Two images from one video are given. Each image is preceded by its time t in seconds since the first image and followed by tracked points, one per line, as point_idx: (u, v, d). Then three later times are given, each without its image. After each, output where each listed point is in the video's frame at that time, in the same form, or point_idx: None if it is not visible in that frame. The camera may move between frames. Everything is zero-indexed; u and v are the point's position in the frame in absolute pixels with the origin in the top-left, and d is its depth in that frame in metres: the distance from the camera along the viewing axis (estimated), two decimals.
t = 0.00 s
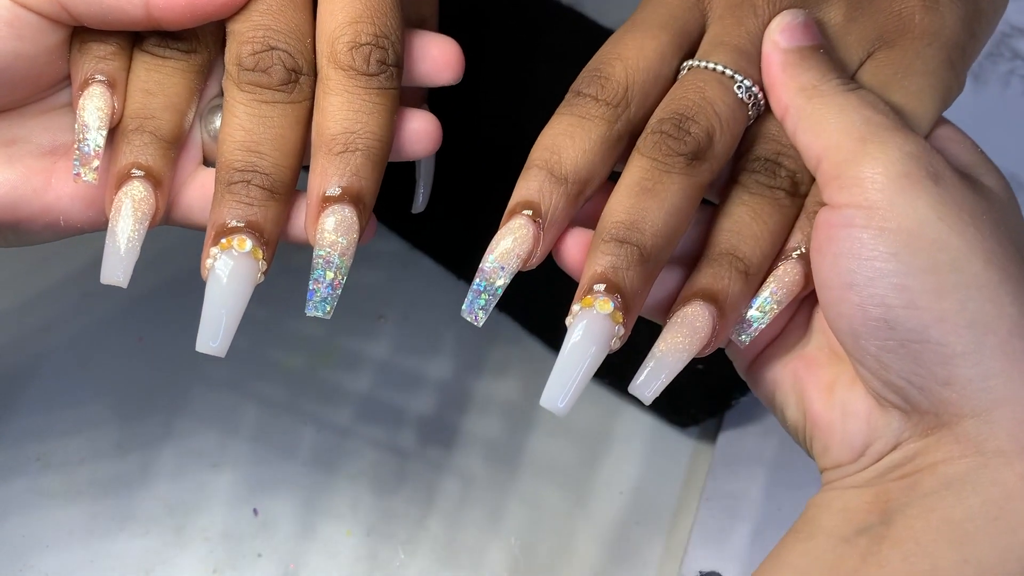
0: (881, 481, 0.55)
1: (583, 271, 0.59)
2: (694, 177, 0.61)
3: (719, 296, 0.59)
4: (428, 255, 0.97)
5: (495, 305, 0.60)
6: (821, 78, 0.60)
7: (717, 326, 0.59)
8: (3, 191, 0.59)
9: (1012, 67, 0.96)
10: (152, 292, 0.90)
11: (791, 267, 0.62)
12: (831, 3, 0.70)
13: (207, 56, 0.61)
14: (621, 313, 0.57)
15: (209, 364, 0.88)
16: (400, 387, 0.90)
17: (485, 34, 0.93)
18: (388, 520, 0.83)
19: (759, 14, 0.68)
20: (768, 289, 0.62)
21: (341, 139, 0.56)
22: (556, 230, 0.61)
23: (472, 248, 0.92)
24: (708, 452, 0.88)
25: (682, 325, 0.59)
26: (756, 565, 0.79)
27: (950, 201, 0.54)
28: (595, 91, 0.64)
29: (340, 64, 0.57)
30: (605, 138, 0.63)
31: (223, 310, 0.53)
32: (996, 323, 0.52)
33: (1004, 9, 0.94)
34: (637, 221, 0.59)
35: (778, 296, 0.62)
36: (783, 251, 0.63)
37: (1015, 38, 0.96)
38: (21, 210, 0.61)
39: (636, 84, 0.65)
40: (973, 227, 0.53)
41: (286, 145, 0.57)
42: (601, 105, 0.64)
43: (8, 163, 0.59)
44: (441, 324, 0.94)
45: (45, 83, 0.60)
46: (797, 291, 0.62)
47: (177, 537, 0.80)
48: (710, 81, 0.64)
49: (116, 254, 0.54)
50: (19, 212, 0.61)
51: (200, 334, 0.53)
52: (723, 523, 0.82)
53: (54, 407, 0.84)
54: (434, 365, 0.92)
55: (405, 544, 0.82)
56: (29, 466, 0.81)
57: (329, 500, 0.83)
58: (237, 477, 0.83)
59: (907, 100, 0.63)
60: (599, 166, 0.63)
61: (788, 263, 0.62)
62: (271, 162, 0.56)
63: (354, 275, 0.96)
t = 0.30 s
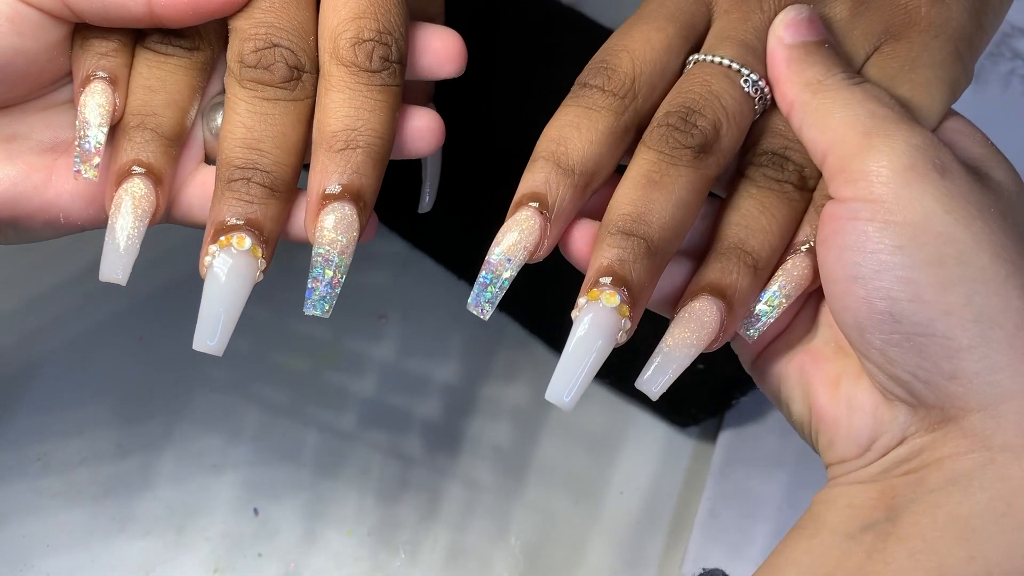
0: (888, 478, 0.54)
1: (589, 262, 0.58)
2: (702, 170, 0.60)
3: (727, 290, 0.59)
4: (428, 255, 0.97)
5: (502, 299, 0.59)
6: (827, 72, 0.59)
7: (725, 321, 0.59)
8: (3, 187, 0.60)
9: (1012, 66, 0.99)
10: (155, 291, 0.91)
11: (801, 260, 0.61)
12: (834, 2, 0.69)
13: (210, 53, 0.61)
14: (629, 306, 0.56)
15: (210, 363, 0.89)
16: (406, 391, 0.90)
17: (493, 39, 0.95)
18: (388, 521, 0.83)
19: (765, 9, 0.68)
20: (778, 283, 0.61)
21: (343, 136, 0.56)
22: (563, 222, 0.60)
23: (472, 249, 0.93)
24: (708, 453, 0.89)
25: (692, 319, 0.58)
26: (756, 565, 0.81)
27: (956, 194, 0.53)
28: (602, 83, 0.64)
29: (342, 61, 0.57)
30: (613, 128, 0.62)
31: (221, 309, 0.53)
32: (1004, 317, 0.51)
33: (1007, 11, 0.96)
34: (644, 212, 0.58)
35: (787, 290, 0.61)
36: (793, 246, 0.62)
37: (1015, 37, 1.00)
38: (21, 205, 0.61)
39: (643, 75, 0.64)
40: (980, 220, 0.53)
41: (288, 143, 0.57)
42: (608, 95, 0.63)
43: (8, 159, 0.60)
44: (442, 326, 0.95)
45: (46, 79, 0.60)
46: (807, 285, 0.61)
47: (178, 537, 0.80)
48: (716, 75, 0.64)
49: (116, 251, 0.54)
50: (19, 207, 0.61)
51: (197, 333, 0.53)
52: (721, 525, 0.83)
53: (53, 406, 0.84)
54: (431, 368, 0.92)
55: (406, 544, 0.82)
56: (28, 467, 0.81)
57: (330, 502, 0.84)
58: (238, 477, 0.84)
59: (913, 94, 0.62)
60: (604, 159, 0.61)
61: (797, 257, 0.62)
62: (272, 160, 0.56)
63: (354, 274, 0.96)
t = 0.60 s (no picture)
0: (889, 474, 0.54)
1: (592, 257, 0.58)
2: (706, 165, 0.60)
3: (731, 286, 0.59)
4: (428, 255, 0.98)
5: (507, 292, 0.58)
6: (829, 69, 0.59)
7: (729, 317, 0.58)
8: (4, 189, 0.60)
9: (1011, 67, 0.99)
10: (155, 291, 0.91)
11: (805, 256, 0.61)
12: None
13: (211, 56, 0.61)
14: (631, 301, 0.55)
15: (209, 364, 0.89)
16: (407, 391, 0.91)
17: (496, 37, 0.95)
18: (388, 522, 0.84)
19: (769, 5, 0.67)
20: (782, 278, 0.61)
21: (342, 140, 0.56)
22: (569, 215, 0.59)
23: (473, 250, 0.94)
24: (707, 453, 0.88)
25: (696, 315, 0.58)
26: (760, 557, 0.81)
27: (959, 189, 0.53)
28: (608, 74, 0.63)
29: (343, 64, 0.57)
30: (619, 118, 0.62)
31: (219, 311, 0.53)
32: (1008, 313, 0.51)
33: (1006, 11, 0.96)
34: (647, 207, 0.58)
35: (792, 285, 0.61)
36: (797, 241, 0.62)
37: (1014, 37, 0.99)
38: (21, 207, 0.61)
39: (649, 68, 0.64)
40: (983, 216, 0.52)
41: (288, 146, 0.58)
42: (613, 87, 0.62)
43: (9, 161, 0.60)
44: (441, 327, 0.95)
45: (47, 81, 0.60)
46: (811, 280, 0.61)
47: (178, 537, 0.81)
48: (721, 70, 0.63)
49: (115, 254, 0.54)
50: (19, 209, 0.61)
51: (194, 336, 0.54)
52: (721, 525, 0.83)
53: (54, 406, 0.85)
54: (431, 368, 0.92)
55: (406, 544, 0.83)
56: (28, 467, 0.82)
57: (330, 502, 0.84)
58: (237, 477, 0.84)
59: (917, 90, 0.62)
60: (611, 150, 0.61)
61: (802, 253, 0.61)
62: (272, 164, 0.57)
63: (355, 273, 0.97)
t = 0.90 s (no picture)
0: (894, 475, 0.54)
1: (598, 257, 0.58)
2: (712, 165, 0.60)
3: (737, 287, 0.59)
4: (428, 254, 0.98)
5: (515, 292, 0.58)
6: (833, 70, 0.59)
7: (735, 317, 0.58)
8: (6, 190, 0.60)
9: (1012, 66, 0.99)
10: (156, 292, 0.91)
11: (810, 257, 0.61)
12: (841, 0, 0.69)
13: (216, 58, 0.62)
14: (637, 302, 0.55)
15: (210, 365, 0.89)
16: (408, 392, 0.91)
17: (497, 40, 0.95)
18: (388, 523, 0.84)
19: (774, 8, 0.67)
20: (788, 278, 0.61)
21: (344, 142, 0.56)
22: (575, 215, 0.59)
23: (487, 253, 0.93)
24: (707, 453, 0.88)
25: (702, 315, 0.58)
26: (763, 555, 0.82)
27: (963, 189, 0.53)
28: (615, 74, 0.63)
29: (346, 66, 0.57)
30: (626, 116, 0.61)
31: (222, 314, 0.53)
32: (1012, 312, 0.51)
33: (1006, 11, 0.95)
34: (653, 206, 0.58)
35: (798, 285, 0.61)
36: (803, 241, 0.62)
37: (1015, 37, 0.99)
38: (23, 209, 0.61)
39: (656, 68, 0.64)
40: (987, 215, 0.52)
41: (292, 148, 0.58)
42: (620, 86, 0.62)
43: (12, 163, 0.60)
44: (443, 327, 0.95)
45: (50, 83, 0.60)
46: (817, 280, 0.61)
47: (178, 538, 0.81)
48: (727, 72, 0.63)
49: (118, 256, 0.54)
50: (21, 211, 0.61)
51: (198, 338, 0.54)
52: (721, 526, 0.84)
53: (54, 407, 0.85)
54: (432, 369, 0.92)
55: (406, 545, 0.83)
56: (28, 467, 0.82)
57: (332, 503, 0.84)
58: (238, 478, 0.84)
59: (921, 91, 0.62)
60: (618, 150, 0.61)
61: (807, 254, 0.61)
62: (276, 167, 0.57)
63: (357, 274, 0.97)
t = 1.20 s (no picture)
0: (897, 475, 0.54)
1: (604, 257, 0.58)
2: (717, 166, 0.60)
3: (742, 287, 0.59)
4: (428, 255, 0.97)
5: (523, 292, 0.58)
6: (837, 71, 0.59)
7: (740, 318, 0.58)
8: (10, 190, 0.60)
9: (1013, 66, 0.99)
10: (157, 292, 0.91)
11: (815, 258, 0.61)
12: (845, 2, 0.69)
13: (220, 60, 0.62)
14: (643, 303, 0.55)
15: (211, 365, 0.89)
16: (410, 393, 0.91)
17: (502, 44, 0.95)
18: (389, 522, 0.84)
19: (779, 10, 0.68)
20: (793, 279, 0.61)
21: (346, 142, 0.56)
22: (583, 214, 0.59)
23: (495, 253, 0.93)
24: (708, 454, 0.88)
25: (707, 317, 0.58)
26: (766, 557, 0.82)
27: (965, 188, 0.52)
28: (621, 74, 0.63)
29: (348, 66, 0.57)
30: (633, 117, 0.61)
31: (225, 315, 0.53)
32: (1015, 312, 0.51)
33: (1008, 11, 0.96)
34: (659, 207, 0.58)
35: (803, 286, 0.61)
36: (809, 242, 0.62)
37: (1016, 37, 0.99)
38: (26, 209, 0.61)
39: (661, 69, 0.64)
40: (989, 215, 0.52)
41: (295, 150, 0.58)
42: (627, 87, 0.62)
43: (16, 163, 0.60)
44: (444, 326, 0.95)
45: (55, 84, 0.61)
46: (823, 282, 0.61)
47: (178, 538, 0.81)
48: (731, 73, 0.63)
49: (123, 257, 0.54)
50: (24, 212, 0.62)
51: (200, 338, 0.54)
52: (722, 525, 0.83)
53: (54, 407, 0.85)
54: (434, 369, 0.92)
55: (407, 545, 0.83)
56: (28, 467, 0.82)
57: (333, 502, 0.84)
58: (239, 478, 0.84)
59: (925, 92, 0.62)
60: (625, 150, 0.61)
61: (812, 254, 0.62)
62: (279, 167, 0.57)
63: (358, 274, 0.97)
